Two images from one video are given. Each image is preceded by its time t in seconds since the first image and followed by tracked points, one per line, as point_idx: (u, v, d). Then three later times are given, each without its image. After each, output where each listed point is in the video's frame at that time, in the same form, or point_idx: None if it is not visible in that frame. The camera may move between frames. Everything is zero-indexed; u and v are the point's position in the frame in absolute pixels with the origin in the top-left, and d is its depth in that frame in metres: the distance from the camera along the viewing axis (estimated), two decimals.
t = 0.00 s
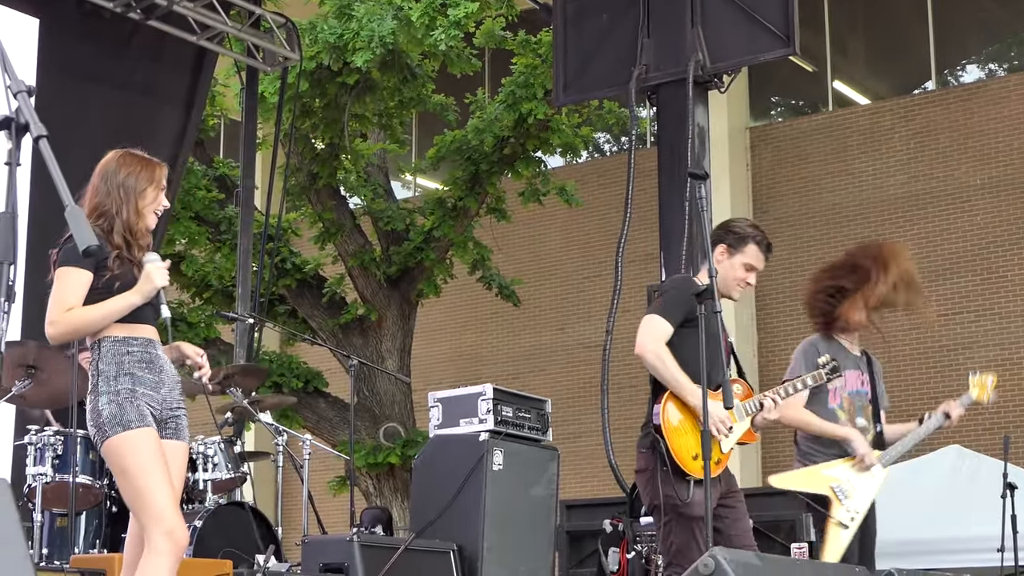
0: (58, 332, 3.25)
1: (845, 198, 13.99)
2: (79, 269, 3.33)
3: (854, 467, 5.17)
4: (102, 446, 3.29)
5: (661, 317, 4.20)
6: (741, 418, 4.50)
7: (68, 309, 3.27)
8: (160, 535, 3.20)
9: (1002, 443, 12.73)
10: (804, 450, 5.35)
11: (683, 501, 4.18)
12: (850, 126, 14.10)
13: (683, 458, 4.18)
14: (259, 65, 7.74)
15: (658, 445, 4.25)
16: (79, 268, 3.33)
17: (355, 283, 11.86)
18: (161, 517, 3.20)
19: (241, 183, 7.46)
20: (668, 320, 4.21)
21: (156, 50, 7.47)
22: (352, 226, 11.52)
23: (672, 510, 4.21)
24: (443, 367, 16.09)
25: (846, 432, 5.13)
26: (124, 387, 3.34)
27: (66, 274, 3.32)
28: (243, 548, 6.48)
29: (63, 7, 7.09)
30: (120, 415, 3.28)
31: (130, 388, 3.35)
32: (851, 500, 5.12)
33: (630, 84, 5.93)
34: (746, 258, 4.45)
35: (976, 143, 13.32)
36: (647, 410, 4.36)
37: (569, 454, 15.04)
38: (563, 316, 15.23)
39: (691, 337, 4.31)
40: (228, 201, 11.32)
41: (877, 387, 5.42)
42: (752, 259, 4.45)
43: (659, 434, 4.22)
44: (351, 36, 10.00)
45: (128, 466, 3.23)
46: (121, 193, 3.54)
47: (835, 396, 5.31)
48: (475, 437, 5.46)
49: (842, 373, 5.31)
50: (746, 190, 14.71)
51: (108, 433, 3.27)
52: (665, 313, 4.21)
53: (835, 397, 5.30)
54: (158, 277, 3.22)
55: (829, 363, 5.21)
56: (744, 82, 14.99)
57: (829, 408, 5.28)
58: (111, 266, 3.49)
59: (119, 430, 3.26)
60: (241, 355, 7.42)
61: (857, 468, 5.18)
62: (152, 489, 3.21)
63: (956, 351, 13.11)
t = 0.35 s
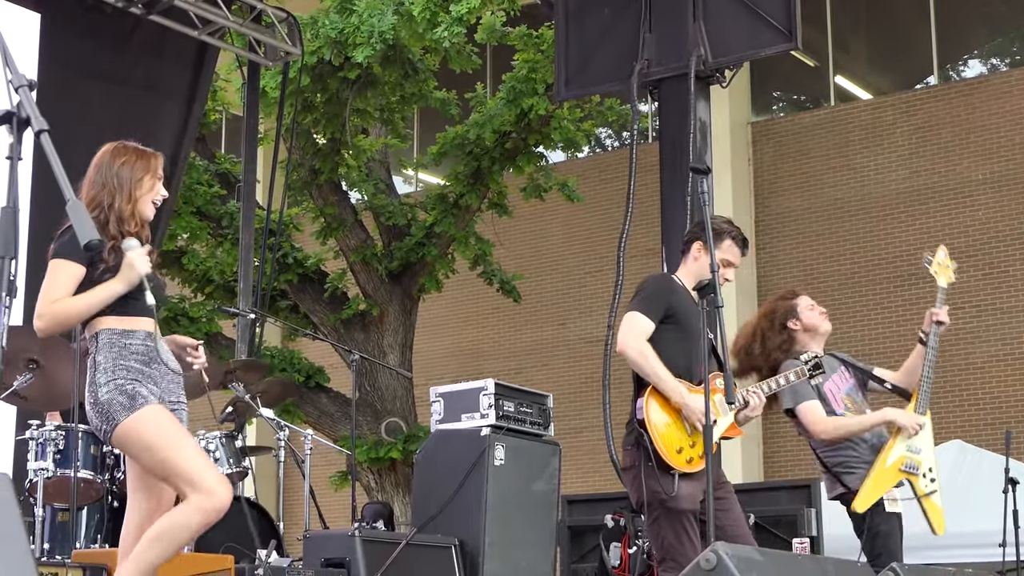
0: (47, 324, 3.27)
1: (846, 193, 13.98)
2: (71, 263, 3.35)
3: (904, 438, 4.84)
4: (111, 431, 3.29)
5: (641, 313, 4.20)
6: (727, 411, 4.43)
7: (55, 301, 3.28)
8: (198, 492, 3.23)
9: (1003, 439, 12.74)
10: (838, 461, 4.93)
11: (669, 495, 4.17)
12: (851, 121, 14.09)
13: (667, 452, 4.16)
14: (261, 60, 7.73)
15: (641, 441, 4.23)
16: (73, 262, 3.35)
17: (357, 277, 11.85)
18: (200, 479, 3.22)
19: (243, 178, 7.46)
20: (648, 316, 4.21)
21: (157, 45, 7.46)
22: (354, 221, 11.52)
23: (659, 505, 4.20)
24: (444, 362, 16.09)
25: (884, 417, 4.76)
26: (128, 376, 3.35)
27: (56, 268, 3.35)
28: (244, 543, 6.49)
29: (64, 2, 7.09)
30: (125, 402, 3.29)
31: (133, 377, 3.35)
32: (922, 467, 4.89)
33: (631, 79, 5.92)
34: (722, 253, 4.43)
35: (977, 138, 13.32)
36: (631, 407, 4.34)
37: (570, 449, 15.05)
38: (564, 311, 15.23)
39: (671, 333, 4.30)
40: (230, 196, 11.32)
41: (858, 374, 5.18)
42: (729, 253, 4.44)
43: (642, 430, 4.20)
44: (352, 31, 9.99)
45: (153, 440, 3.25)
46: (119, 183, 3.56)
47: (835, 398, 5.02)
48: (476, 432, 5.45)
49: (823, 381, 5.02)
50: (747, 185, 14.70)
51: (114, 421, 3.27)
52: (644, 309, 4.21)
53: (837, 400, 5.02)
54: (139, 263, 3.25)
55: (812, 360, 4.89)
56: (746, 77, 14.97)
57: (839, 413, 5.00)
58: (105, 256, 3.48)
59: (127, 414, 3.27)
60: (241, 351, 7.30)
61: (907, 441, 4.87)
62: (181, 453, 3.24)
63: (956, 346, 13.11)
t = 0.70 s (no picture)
0: (58, 317, 3.25)
1: (846, 191, 13.98)
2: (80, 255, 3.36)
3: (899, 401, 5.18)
4: (119, 424, 3.28)
5: (641, 309, 4.19)
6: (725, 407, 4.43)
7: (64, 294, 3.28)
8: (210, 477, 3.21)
9: (1003, 437, 12.74)
10: (837, 466, 5.06)
11: (666, 492, 4.17)
12: (852, 119, 14.09)
13: (665, 449, 4.16)
14: (260, 58, 7.72)
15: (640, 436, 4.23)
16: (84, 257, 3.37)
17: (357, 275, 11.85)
18: (216, 457, 3.21)
19: (242, 176, 7.46)
20: (648, 312, 4.20)
21: (157, 43, 7.45)
22: (353, 218, 11.51)
23: (657, 502, 4.20)
24: (444, 360, 16.08)
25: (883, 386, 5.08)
26: (136, 368, 3.34)
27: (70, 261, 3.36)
28: (244, 541, 6.48)
29: None
30: (132, 394, 3.28)
31: (141, 369, 3.35)
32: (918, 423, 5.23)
33: (631, 77, 5.92)
34: (726, 247, 4.44)
35: (977, 136, 13.31)
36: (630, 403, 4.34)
37: (570, 446, 15.05)
38: (564, 309, 15.23)
39: (673, 329, 4.30)
40: (230, 194, 11.31)
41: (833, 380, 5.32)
42: (734, 248, 4.45)
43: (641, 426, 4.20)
44: (352, 29, 9.98)
45: (160, 428, 3.24)
46: (116, 172, 3.58)
47: (824, 399, 5.14)
48: (476, 430, 5.45)
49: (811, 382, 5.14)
50: (747, 183, 14.69)
51: (123, 413, 3.27)
52: (645, 305, 4.20)
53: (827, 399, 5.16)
54: (142, 249, 3.16)
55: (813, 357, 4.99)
56: (745, 75, 14.96)
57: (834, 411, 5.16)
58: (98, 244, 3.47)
59: (136, 406, 3.27)
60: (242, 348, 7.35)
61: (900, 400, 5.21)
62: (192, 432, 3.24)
63: (956, 344, 13.11)
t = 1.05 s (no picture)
0: (101, 324, 3.19)
1: (846, 190, 13.97)
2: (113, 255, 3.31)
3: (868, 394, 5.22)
4: (141, 441, 3.19)
5: (649, 309, 4.17)
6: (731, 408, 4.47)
7: (107, 300, 3.22)
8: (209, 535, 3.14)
9: (1003, 436, 12.73)
10: (810, 466, 5.05)
11: (669, 491, 4.17)
12: (852, 118, 14.08)
13: (669, 450, 4.17)
14: (261, 56, 7.72)
15: (644, 436, 4.24)
16: (122, 258, 3.30)
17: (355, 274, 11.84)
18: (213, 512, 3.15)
19: (242, 175, 7.45)
20: (657, 312, 4.18)
21: (157, 43, 7.43)
22: (353, 217, 11.49)
23: (660, 501, 4.20)
24: (444, 359, 16.08)
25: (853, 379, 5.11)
26: (167, 382, 3.21)
27: (112, 262, 3.30)
28: (244, 540, 6.47)
29: None
30: (158, 410, 3.17)
31: (173, 384, 3.22)
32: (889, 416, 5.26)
33: (631, 76, 5.92)
34: (736, 245, 4.45)
35: (977, 135, 13.31)
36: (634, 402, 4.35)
37: (570, 446, 15.04)
38: (565, 308, 15.24)
39: (679, 328, 4.29)
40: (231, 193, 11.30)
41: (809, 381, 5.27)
42: (743, 246, 4.46)
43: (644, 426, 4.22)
44: (353, 27, 9.99)
45: (172, 462, 3.15)
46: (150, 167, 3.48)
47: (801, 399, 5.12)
48: (477, 429, 5.45)
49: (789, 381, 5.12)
50: (747, 182, 14.68)
51: (145, 430, 3.18)
52: (653, 304, 4.19)
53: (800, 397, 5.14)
54: (189, 259, 3.16)
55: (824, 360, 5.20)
56: (745, 74, 14.96)
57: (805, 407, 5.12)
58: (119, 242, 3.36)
59: (159, 425, 3.16)
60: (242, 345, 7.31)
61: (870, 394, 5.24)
62: (197, 483, 3.14)
63: (956, 343, 13.11)
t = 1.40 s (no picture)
0: (174, 311, 2.99)
1: (847, 191, 13.96)
2: (182, 238, 3.07)
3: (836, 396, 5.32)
4: (210, 421, 3.00)
5: (655, 317, 4.17)
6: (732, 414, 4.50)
7: (182, 288, 3.00)
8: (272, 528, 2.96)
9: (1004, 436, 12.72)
10: (777, 460, 5.04)
11: (669, 494, 4.17)
12: (853, 118, 14.08)
13: (668, 456, 4.17)
14: (261, 57, 7.72)
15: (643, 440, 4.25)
16: (194, 241, 3.07)
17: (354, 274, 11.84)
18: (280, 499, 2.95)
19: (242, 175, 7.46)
20: (662, 320, 4.18)
21: (157, 43, 7.43)
22: (353, 218, 11.48)
23: (660, 504, 4.20)
24: (445, 359, 16.07)
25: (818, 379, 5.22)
26: (238, 362, 3.03)
27: (187, 246, 3.07)
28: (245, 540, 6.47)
29: None
30: (229, 390, 2.98)
31: (246, 364, 3.04)
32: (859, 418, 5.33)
33: (632, 76, 5.92)
34: (746, 253, 4.45)
35: (978, 135, 13.31)
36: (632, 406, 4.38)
37: (570, 446, 15.05)
38: (565, 309, 15.24)
39: (681, 336, 4.29)
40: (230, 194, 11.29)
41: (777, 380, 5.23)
42: (753, 254, 4.45)
43: (642, 432, 4.23)
44: (353, 28, 9.99)
45: (243, 449, 2.95)
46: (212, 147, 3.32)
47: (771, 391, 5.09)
48: (477, 429, 5.46)
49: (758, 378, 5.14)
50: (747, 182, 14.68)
51: (215, 411, 2.98)
52: (658, 312, 4.18)
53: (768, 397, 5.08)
54: (275, 267, 2.92)
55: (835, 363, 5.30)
56: (745, 75, 14.97)
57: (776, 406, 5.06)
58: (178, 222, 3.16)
59: (232, 406, 2.97)
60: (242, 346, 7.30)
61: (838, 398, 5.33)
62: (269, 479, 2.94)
63: (957, 344, 13.11)
